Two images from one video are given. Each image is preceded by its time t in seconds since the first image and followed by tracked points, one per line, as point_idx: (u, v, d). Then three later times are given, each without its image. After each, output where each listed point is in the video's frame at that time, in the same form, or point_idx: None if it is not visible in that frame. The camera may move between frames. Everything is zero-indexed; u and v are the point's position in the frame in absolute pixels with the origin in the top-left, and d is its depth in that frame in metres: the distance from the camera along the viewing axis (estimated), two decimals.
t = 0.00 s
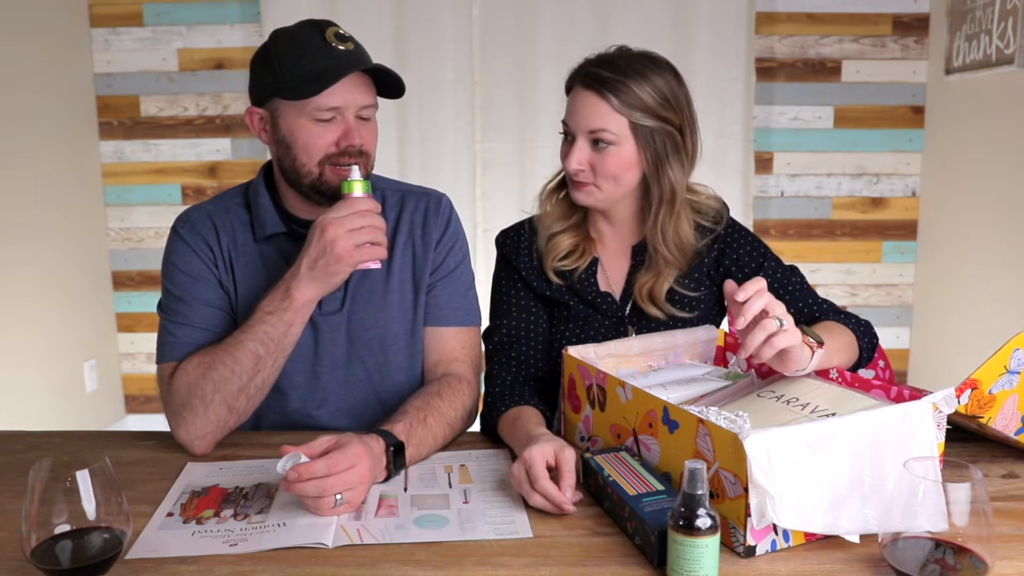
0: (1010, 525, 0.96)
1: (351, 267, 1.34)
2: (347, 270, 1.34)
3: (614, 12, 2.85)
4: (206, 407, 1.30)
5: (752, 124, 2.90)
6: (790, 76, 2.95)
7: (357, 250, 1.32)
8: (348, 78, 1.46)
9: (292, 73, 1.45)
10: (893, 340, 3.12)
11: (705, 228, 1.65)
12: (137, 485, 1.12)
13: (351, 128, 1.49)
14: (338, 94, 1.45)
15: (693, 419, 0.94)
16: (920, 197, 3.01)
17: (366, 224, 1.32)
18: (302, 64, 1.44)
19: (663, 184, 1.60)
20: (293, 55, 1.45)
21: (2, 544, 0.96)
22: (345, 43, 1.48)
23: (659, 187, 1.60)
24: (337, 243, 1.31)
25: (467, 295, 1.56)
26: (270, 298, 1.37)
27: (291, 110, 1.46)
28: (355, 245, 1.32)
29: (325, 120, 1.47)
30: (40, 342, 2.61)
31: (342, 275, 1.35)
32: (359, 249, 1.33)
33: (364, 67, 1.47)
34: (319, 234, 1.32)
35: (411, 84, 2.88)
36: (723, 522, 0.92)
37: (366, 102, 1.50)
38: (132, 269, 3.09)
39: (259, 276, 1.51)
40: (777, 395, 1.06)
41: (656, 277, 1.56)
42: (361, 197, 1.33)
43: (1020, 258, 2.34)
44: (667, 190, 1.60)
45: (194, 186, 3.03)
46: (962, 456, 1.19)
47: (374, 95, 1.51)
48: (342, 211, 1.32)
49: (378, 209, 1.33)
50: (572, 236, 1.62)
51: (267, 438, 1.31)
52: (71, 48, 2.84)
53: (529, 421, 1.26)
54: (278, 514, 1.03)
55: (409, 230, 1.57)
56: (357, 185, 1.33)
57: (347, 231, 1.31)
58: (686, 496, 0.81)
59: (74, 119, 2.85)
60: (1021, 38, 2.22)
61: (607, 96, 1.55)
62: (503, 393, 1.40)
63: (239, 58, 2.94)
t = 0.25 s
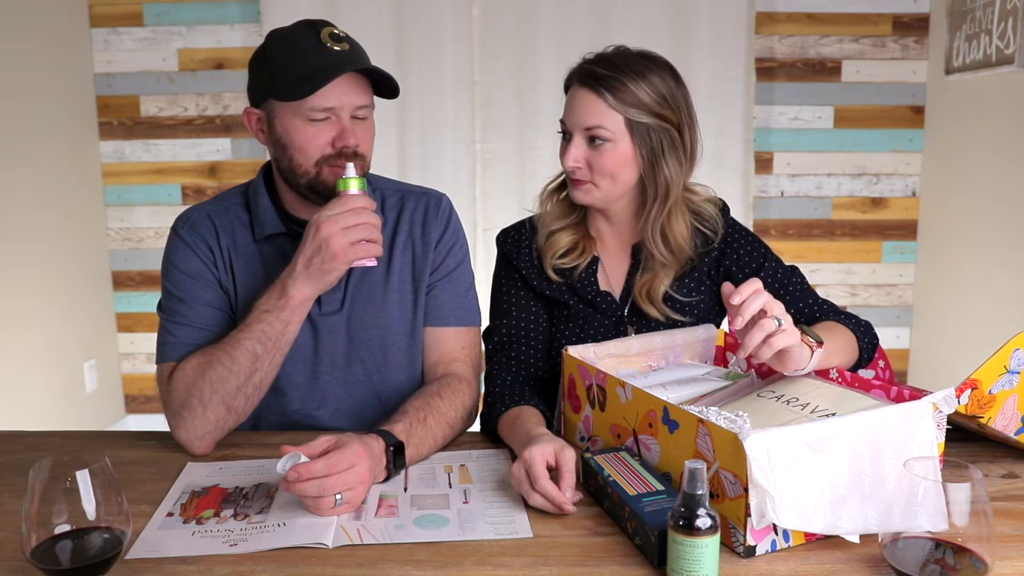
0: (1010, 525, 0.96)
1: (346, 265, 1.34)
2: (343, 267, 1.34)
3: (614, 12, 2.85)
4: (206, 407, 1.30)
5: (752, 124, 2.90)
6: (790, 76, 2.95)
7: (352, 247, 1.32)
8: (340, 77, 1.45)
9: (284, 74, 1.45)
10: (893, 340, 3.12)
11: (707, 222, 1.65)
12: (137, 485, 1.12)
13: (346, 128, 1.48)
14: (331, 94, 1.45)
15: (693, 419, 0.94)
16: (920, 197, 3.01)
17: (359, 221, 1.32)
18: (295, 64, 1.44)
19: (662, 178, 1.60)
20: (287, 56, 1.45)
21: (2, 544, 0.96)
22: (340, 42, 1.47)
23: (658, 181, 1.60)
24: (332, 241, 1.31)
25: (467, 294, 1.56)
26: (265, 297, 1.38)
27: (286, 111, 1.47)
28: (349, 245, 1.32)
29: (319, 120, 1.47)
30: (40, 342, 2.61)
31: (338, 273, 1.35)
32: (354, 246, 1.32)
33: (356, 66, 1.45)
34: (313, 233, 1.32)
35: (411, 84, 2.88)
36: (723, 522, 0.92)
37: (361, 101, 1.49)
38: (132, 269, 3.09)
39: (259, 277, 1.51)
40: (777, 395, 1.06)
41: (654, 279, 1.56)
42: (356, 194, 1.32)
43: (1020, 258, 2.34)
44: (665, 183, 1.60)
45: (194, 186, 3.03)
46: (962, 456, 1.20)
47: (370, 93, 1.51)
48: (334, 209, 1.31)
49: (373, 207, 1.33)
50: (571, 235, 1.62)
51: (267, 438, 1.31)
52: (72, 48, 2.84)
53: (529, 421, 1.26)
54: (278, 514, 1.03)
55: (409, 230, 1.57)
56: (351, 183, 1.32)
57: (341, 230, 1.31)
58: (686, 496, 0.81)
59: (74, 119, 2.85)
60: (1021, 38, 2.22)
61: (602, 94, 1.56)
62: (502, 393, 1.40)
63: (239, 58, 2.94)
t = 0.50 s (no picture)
0: (1010, 525, 0.96)
1: (342, 261, 1.32)
2: (339, 263, 1.32)
3: (614, 12, 2.85)
4: (205, 406, 1.30)
5: (752, 124, 2.90)
6: (790, 76, 2.95)
7: (347, 243, 1.30)
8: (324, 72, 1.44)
9: (273, 71, 1.45)
10: (893, 340, 3.12)
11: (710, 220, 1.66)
12: (137, 485, 1.13)
13: (337, 124, 1.48)
14: (319, 90, 1.45)
15: (692, 419, 0.94)
16: (920, 197, 3.01)
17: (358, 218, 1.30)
18: (287, 60, 1.44)
19: (666, 174, 1.60)
20: (280, 52, 1.45)
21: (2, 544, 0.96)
22: (332, 38, 1.47)
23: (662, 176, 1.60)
24: (326, 237, 1.29)
25: (466, 293, 1.56)
26: (264, 295, 1.36)
27: (277, 108, 1.47)
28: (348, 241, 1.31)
29: (310, 116, 1.47)
30: (40, 343, 2.61)
31: (334, 269, 1.33)
32: (350, 242, 1.31)
33: (340, 61, 1.44)
34: (309, 229, 1.30)
35: (411, 84, 2.88)
36: (723, 522, 0.92)
37: (352, 97, 1.48)
38: (132, 269, 3.09)
39: (258, 276, 1.51)
40: (777, 395, 1.06)
41: (655, 275, 1.56)
42: (350, 189, 1.29)
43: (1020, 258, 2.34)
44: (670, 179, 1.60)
45: (194, 186, 3.03)
46: (962, 455, 1.20)
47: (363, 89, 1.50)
48: (331, 206, 1.30)
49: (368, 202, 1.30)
50: (570, 236, 1.62)
51: (266, 438, 1.31)
52: (72, 48, 2.84)
53: (529, 421, 1.26)
54: (278, 514, 1.03)
55: (408, 230, 1.57)
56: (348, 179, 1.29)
57: (339, 225, 1.30)
58: (686, 496, 0.81)
59: (74, 119, 2.85)
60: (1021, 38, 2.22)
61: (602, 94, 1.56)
62: (502, 393, 1.39)
63: (239, 58, 2.94)
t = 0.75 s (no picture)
0: (1010, 525, 0.96)
1: (333, 256, 1.30)
2: (330, 258, 1.30)
3: (614, 12, 2.85)
4: (204, 406, 1.30)
5: (752, 124, 2.90)
6: (790, 76, 2.95)
7: (337, 238, 1.28)
8: (311, 68, 1.44)
9: (265, 72, 1.46)
10: (893, 340, 3.12)
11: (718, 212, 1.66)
12: (137, 486, 1.12)
13: (330, 122, 1.47)
14: (308, 87, 1.44)
15: (692, 419, 0.94)
16: (920, 197, 3.01)
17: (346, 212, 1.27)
18: (281, 58, 1.44)
19: (681, 184, 1.66)
20: (275, 51, 1.45)
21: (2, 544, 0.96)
22: (326, 35, 1.46)
23: (681, 186, 1.66)
24: (316, 232, 1.28)
25: (466, 293, 1.56)
26: (257, 293, 1.36)
27: (270, 107, 1.47)
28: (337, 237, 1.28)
29: (302, 115, 1.46)
30: (40, 343, 2.61)
31: (326, 264, 1.31)
32: (339, 237, 1.28)
33: (326, 56, 1.43)
34: (298, 224, 1.28)
35: (412, 84, 2.88)
36: (723, 522, 0.92)
37: (344, 93, 1.48)
38: (132, 269, 3.09)
39: (258, 277, 1.51)
40: (777, 395, 1.06)
41: (668, 250, 1.59)
42: (341, 184, 1.28)
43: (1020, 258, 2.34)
44: (688, 189, 1.66)
45: (194, 186, 3.03)
46: (962, 455, 1.19)
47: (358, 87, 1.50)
48: (319, 201, 1.28)
49: (358, 196, 1.28)
50: (564, 240, 1.61)
51: (266, 438, 1.31)
52: (72, 48, 2.84)
53: (530, 421, 1.26)
54: (278, 514, 1.03)
55: (408, 230, 1.57)
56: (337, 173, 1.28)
57: (328, 220, 1.27)
58: (686, 496, 0.81)
59: (74, 119, 2.85)
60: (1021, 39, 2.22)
61: (661, 96, 1.52)
62: (501, 394, 1.39)
63: (239, 58, 2.94)
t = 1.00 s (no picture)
0: (1010, 525, 0.96)
1: (329, 253, 1.30)
2: (326, 256, 1.30)
3: (614, 12, 2.85)
4: (203, 406, 1.30)
5: (752, 124, 2.90)
6: (790, 76, 2.95)
7: (333, 235, 1.28)
8: (310, 68, 1.44)
9: (264, 73, 1.46)
10: (893, 340, 3.12)
11: (721, 213, 1.67)
12: (137, 486, 1.12)
13: (329, 121, 1.47)
14: (306, 87, 1.45)
15: (692, 419, 0.94)
16: (920, 197, 3.01)
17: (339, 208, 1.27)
18: (280, 58, 1.44)
19: (685, 184, 1.66)
20: (274, 50, 1.45)
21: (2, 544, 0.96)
22: (325, 35, 1.46)
23: (684, 185, 1.66)
24: (312, 230, 1.27)
25: (466, 294, 1.56)
26: (254, 292, 1.36)
27: (270, 106, 1.47)
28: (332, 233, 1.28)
29: (301, 114, 1.46)
30: (40, 343, 2.61)
31: (322, 262, 1.31)
32: (335, 234, 1.28)
33: (324, 55, 1.43)
34: (293, 222, 1.28)
35: (412, 84, 2.88)
36: (723, 522, 0.92)
37: (343, 93, 1.48)
38: (132, 269, 3.09)
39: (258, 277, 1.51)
40: (777, 395, 1.06)
41: (673, 253, 1.58)
42: (337, 182, 1.27)
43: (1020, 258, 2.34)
44: (692, 189, 1.66)
45: (194, 186, 3.03)
46: (962, 455, 1.19)
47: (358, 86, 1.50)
48: (313, 199, 1.27)
49: (353, 194, 1.27)
50: (580, 246, 1.60)
51: (266, 438, 1.31)
52: (72, 47, 2.84)
53: (530, 421, 1.26)
54: (278, 514, 1.03)
55: (408, 230, 1.57)
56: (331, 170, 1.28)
57: (322, 217, 1.27)
58: (686, 496, 0.81)
59: (74, 119, 2.85)
60: (1021, 39, 2.22)
61: (665, 91, 1.52)
62: (501, 394, 1.39)
63: (239, 58, 2.94)
